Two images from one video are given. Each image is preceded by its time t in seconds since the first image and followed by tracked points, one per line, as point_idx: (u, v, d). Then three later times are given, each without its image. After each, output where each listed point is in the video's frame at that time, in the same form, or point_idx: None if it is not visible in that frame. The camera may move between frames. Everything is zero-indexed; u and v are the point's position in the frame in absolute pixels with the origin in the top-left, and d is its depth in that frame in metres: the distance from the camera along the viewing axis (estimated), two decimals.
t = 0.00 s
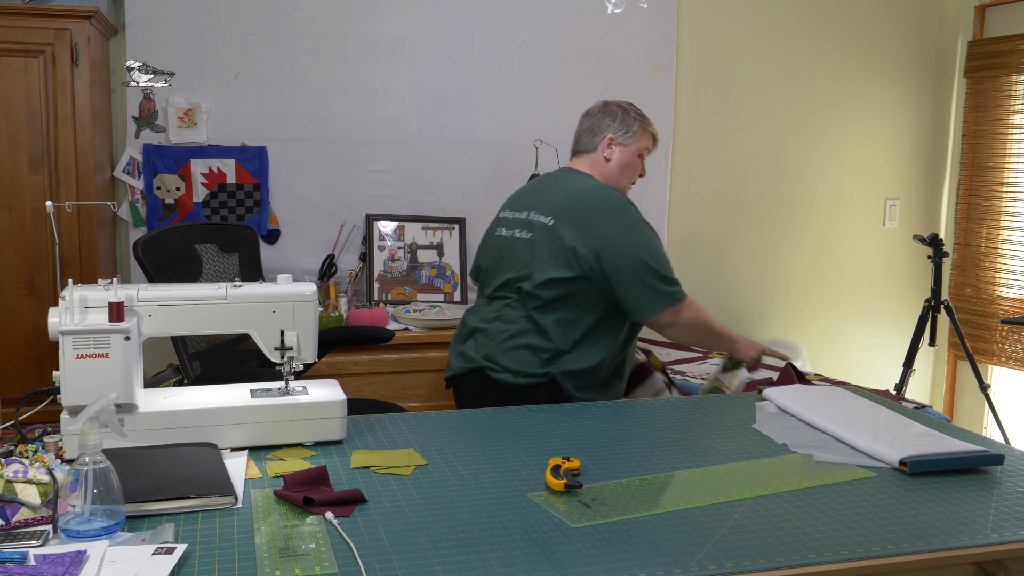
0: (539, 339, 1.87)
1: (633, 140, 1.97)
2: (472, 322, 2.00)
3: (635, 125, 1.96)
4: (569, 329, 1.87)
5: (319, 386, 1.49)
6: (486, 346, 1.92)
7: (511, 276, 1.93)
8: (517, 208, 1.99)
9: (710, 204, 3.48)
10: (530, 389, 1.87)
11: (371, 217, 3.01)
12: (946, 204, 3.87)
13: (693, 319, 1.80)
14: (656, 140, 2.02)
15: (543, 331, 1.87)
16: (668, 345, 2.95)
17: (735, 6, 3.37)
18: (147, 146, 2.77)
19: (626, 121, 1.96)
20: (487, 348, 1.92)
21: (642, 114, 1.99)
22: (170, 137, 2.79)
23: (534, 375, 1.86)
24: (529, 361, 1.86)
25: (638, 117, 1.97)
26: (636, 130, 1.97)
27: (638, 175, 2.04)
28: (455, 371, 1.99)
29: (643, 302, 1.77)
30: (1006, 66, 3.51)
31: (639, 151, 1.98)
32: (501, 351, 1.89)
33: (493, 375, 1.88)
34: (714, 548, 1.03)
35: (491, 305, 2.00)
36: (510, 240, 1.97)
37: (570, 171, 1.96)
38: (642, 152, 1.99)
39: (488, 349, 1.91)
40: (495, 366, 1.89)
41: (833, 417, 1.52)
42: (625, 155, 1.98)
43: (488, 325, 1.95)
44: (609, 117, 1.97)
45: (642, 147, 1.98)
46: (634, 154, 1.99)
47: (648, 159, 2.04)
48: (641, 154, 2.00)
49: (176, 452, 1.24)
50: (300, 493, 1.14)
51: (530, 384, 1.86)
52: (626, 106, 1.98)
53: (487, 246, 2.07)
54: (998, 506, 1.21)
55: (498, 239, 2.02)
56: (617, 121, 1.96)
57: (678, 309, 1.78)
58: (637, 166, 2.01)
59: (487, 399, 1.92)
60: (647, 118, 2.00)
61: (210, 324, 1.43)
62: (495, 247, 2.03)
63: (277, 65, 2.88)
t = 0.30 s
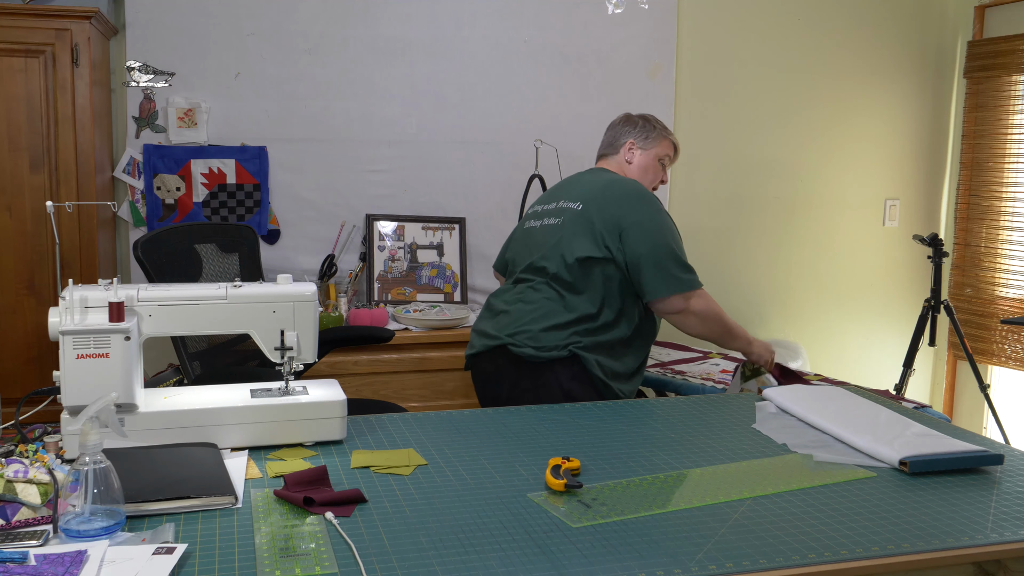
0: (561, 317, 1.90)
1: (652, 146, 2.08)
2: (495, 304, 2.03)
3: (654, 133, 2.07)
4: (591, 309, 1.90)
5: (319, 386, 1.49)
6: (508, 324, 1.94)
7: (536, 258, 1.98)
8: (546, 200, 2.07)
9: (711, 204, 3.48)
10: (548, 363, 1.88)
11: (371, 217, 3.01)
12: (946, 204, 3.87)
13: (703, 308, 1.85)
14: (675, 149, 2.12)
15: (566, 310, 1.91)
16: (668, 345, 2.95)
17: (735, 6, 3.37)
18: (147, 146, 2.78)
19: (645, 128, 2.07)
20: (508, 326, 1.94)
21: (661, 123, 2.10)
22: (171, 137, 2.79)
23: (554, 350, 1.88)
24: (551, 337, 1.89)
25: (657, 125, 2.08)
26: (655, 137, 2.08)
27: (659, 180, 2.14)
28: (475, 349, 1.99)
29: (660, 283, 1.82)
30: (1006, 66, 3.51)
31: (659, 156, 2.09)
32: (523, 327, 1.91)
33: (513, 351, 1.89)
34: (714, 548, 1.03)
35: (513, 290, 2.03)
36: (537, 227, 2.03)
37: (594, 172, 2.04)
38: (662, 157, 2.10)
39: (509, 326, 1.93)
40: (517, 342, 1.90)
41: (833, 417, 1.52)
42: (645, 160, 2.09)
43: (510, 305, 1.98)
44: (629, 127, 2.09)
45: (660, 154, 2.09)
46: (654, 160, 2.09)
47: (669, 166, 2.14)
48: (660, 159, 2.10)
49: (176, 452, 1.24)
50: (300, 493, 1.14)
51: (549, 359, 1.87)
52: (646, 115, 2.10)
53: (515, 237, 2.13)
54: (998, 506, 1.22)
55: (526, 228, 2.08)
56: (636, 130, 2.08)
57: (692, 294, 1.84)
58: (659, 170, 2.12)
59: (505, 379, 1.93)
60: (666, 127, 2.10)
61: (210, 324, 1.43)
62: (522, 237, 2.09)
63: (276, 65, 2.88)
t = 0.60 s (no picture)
0: (589, 322, 1.89)
1: (670, 150, 2.08)
2: (512, 306, 2.00)
3: (671, 137, 2.08)
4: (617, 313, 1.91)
5: (319, 386, 1.49)
6: (534, 329, 1.92)
7: (557, 261, 1.96)
8: (563, 203, 2.05)
9: (711, 204, 3.49)
10: (581, 369, 1.88)
11: (371, 217, 3.01)
12: (946, 203, 3.87)
13: (740, 305, 1.77)
14: (692, 153, 2.12)
15: (593, 314, 1.90)
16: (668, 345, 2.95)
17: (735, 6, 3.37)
18: (147, 146, 2.77)
19: (662, 133, 2.08)
20: (534, 331, 1.91)
21: (677, 128, 2.11)
22: (170, 137, 2.79)
23: (584, 355, 1.87)
24: (581, 342, 1.88)
25: (674, 131, 2.09)
26: (672, 141, 2.08)
27: (677, 184, 2.14)
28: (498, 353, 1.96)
29: (687, 285, 1.78)
30: (1006, 66, 3.51)
31: (675, 160, 2.09)
32: (551, 333, 1.89)
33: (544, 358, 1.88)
34: (714, 548, 1.03)
35: (530, 291, 2.00)
36: (555, 229, 2.01)
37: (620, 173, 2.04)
38: (678, 162, 2.10)
39: (536, 332, 1.91)
40: (546, 348, 1.88)
41: (834, 417, 1.52)
42: (664, 163, 2.08)
43: (532, 309, 1.95)
44: (645, 131, 2.09)
45: (678, 158, 2.09)
46: (672, 164, 2.09)
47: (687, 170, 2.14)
48: (677, 164, 2.10)
49: (176, 453, 1.24)
50: (300, 493, 1.14)
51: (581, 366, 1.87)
52: (662, 120, 2.10)
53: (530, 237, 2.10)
54: (998, 506, 1.22)
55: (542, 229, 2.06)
56: (652, 134, 2.08)
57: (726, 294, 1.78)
58: (675, 175, 2.12)
59: (530, 383, 1.90)
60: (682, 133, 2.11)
61: (210, 325, 1.43)
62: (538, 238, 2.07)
63: (277, 65, 2.88)
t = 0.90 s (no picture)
0: (628, 338, 1.88)
1: (703, 151, 2.04)
2: (543, 313, 1.94)
3: (706, 137, 2.03)
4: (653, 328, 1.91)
5: (319, 386, 1.49)
6: (573, 342, 1.88)
7: (595, 273, 1.91)
8: (596, 206, 1.98)
9: (711, 203, 3.49)
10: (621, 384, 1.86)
11: (371, 217, 3.01)
12: (946, 203, 3.87)
13: (778, 326, 1.80)
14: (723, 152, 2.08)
15: (633, 330, 1.90)
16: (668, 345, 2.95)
17: (736, 6, 3.37)
18: (147, 146, 2.77)
19: (697, 133, 2.02)
20: (573, 345, 1.88)
21: (710, 126, 2.05)
22: (171, 137, 2.79)
23: (625, 372, 1.87)
24: (621, 358, 1.88)
25: (708, 130, 2.03)
26: (706, 142, 2.03)
27: (706, 183, 2.11)
28: (532, 363, 1.90)
29: (732, 311, 1.78)
30: (1006, 66, 3.51)
31: (707, 162, 2.05)
32: (594, 348, 1.86)
33: (586, 374, 1.85)
34: (713, 548, 1.03)
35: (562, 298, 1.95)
36: (591, 237, 1.95)
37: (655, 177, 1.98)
38: (710, 163, 2.07)
39: (576, 346, 1.87)
40: (589, 364, 1.85)
41: (834, 417, 1.52)
42: (694, 165, 2.05)
43: (569, 320, 1.90)
44: (680, 128, 2.03)
45: (710, 159, 2.05)
46: (703, 164, 2.05)
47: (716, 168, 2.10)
48: (709, 164, 2.07)
49: (175, 452, 1.24)
50: (300, 493, 1.14)
51: (623, 383, 1.85)
52: (697, 118, 2.04)
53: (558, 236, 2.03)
54: (998, 506, 1.22)
55: (572, 232, 2.00)
56: (687, 133, 2.02)
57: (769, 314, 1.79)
58: (705, 175, 2.09)
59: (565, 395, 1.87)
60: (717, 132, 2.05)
61: (210, 325, 1.43)
62: (567, 242, 2.00)
63: (277, 65, 2.88)
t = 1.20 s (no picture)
0: (628, 340, 1.88)
1: (710, 151, 2.03)
2: (544, 317, 1.96)
3: (713, 137, 2.02)
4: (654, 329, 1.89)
5: (319, 386, 1.49)
6: (573, 347, 1.89)
7: (593, 275, 1.91)
8: (597, 207, 1.98)
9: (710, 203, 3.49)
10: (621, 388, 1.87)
11: (371, 217, 3.01)
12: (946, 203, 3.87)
13: (783, 326, 1.76)
14: (730, 153, 2.08)
15: (634, 334, 1.89)
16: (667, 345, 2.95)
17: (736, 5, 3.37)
18: (147, 146, 2.78)
19: (705, 132, 2.02)
20: (573, 349, 1.89)
21: (719, 126, 2.04)
22: (171, 137, 2.79)
23: (626, 376, 1.86)
24: (622, 362, 1.87)
25: (717, 130, 2.03)
26: (714, 142, 2.02)
27: (711, 183, 2.11)
28: (533, 368, 1.92)
29: (731, 309, 1.72)
30: (1006, 66, 3.52)
31: (714, 162, 2.05)
32: (593, 352, 1.86)
33: (585, 378, 1.85)
34: (714, 548, 1.03)
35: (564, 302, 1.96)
36: (590, 239, 1.95)
37: (660, 176, 1.97)
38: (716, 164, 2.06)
39: (576, 350, 1.88)
40: (588, 368, 1.86)
41: (833, 417, 1.52)
42: (701, 165, 2.04)
43: (568, 324, 1.91)
44: (688, 127, 2.02)
45: (716, 159, 2.04)
46: (710, 164, 2.05)
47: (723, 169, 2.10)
48: (715, 164, 2.06)
49: (175, 452, 1.24)
50: (300, 493, 1.14)
51: (622, 388, 1.86)
52: (706, 117, 2.04)
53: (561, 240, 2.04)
54: (998, 506, 1.22)
55: (572, 235, 2.01)
56: (695, 132, 2.02)
57: (774, 313, 1.74)
58: (711, 176, 2.08)
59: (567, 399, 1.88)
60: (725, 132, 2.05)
61: (210, 324, 1.43)
62: (569, 244, 2.01)
63: (277, 65, 2.88)
